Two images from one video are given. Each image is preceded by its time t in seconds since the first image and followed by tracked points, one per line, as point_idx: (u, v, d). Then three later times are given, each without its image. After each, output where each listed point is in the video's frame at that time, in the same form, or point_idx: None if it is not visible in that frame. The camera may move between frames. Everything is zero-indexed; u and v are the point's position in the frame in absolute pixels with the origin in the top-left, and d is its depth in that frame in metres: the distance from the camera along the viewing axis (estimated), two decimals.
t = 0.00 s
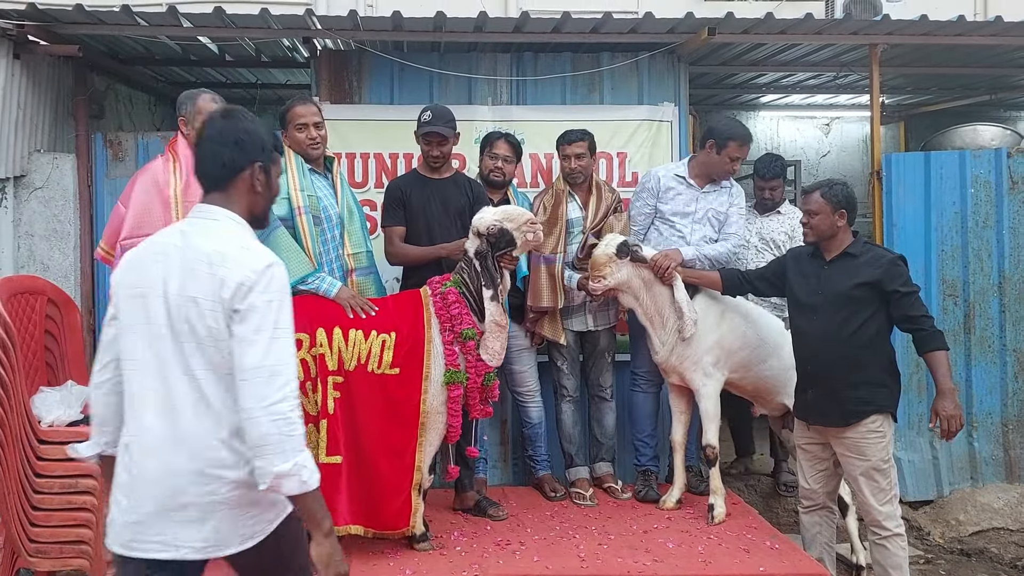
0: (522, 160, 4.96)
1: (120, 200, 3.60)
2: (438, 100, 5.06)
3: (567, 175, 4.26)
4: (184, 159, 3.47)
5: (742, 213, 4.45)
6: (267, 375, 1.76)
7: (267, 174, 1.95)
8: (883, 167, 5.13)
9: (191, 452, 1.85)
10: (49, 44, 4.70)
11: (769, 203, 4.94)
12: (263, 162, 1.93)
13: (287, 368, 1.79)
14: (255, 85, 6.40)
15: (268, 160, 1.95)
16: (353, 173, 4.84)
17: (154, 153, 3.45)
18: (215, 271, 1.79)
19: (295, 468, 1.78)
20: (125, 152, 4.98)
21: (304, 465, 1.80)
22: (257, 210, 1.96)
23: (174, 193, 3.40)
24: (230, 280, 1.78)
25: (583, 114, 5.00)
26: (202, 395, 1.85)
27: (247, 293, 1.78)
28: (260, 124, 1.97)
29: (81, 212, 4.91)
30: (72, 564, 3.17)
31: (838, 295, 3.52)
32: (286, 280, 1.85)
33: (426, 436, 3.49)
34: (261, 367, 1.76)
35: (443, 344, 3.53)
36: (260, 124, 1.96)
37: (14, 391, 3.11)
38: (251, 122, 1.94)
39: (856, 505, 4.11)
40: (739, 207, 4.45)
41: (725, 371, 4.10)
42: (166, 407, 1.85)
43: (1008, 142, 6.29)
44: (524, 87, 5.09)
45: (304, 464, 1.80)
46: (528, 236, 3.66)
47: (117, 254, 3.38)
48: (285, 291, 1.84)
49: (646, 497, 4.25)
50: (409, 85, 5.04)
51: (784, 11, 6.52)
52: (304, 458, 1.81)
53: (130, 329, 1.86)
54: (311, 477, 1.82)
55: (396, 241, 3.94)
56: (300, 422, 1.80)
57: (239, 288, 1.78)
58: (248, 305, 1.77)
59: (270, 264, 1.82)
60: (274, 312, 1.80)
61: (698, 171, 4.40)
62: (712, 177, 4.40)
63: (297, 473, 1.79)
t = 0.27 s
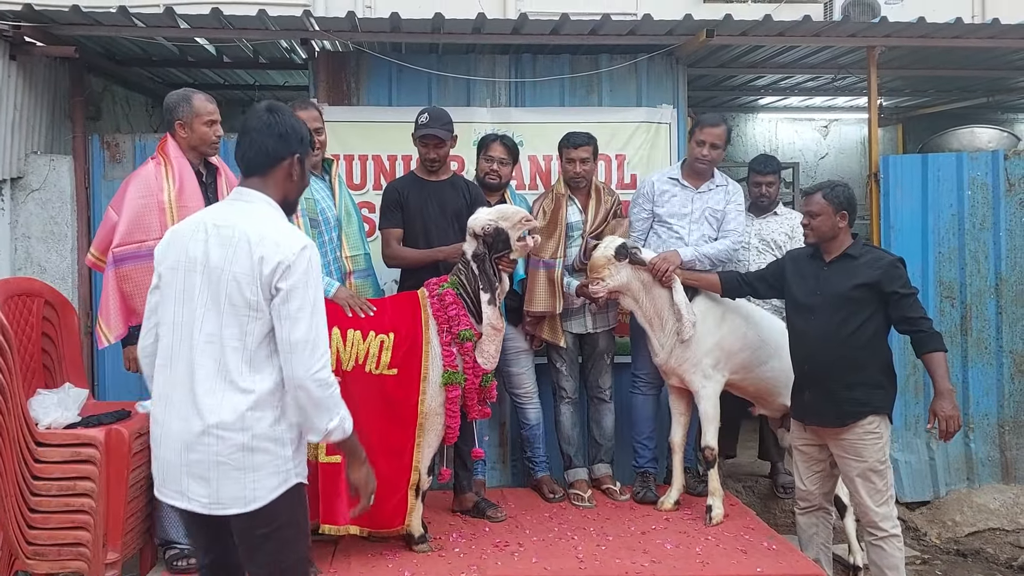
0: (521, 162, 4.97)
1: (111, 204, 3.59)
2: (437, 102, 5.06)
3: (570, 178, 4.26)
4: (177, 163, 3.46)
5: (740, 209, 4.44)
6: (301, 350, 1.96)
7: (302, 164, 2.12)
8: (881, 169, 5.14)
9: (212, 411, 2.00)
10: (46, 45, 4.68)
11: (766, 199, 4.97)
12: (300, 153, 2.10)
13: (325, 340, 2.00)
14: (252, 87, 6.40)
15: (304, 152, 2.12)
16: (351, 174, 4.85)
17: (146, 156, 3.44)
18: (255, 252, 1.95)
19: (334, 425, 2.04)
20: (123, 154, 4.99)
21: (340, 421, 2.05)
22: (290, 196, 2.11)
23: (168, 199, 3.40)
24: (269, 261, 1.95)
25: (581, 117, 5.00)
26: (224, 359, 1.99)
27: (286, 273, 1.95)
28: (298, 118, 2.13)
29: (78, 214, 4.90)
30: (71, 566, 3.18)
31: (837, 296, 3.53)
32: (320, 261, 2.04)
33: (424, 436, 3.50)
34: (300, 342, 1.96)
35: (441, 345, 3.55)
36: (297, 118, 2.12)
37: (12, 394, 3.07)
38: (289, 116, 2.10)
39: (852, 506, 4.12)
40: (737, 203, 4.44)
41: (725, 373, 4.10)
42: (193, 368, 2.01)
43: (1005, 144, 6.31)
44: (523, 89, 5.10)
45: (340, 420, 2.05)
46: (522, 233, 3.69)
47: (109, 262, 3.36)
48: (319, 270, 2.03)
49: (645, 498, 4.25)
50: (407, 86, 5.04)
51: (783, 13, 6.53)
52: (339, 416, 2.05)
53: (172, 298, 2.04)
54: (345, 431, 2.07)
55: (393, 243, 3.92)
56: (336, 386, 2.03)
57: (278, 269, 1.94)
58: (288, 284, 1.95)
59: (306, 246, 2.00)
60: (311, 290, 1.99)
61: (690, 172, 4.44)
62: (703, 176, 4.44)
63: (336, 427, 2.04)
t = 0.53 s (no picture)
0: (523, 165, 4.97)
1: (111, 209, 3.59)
2: (439, 105, 5.07)
3: (580, 182, 4.26)
4: (178, 170, 3.47)
5: (740, 209, 4.41)
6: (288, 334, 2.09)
7: (297, 160, 2.28)
8: (882, 172, 5.15)
9: (204, 390, 2.19)
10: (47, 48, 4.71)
11: (757, 194, 4.91)
12: (294, 149, 2.26)
13: (315, 323, 2.12)
14: (254, 89, 6.40)
15: (299, 148, 2.28)
16: (353, 177, 4.85)
17: (146, 161, 3.44)
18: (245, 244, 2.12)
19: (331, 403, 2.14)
20: (124, 156, 5.00)
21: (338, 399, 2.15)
22: (288, 191, 2.28)
23: (169, 206, 3.41)
24: (257, 252, 2.10)
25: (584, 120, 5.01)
26: (223, 346, 2.16)
27: (272, 262, 2.09)
28: (294, 117, 2.30)
29: (80, 216, 4.91)
30: (72, 569, 3.19)
31: (839, 298, 3.53)
32: (307, 250, 2.16)
33: (425, 439, 3.50)
34: (291, 328, 2.09)
35: (442, 348, 3.54)
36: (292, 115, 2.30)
37: (12, 396, 3.08)
38: (286, 116, 2.27)
39: (856, 509, 4.12)
40: (736, 203, 4.40)
41: (727, 376, 4.10)
42: (194, 354, 2.21)
43: (1006, 147, 6.31)
44: (525, 93, 5.11)
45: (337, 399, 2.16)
46: (520, 232, 3.71)
47: (109, 269, 3.36)
48: (307, 258, 2.15)
49: (646, 501, 4.25)
50: (409, 89, 5.05)
51: (785, 16, 6.54)
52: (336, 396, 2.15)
53: (180, 292, 2.26)
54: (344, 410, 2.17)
55: (393, 245, 3.93)
56: (331, 366, 2.14)
57: (264, 259, 2.10)
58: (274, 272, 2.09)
59: (291, 236, 2.14)
60: (297, 276, 2.11)
61: (686, 173, 4.47)
62: (700, 177, 4.47)
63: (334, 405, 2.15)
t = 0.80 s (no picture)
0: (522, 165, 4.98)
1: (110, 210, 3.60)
2: (438, 105, 5.07)
3: (585, 180, 4.26)
4: (178, 171, 3.47)
5: (736, 207, 4.41)
6: (235, 329, 2.15)
7: (269, 167, 2.34)
8: (881, 173, 5.15)
9: (188, 388, 2.32)
10: (47, 49, 4.71)
11: (756, 194, 4.92)
12: (266, 156, 2.32)
13: (255, 323, 2.16)
14: (254, 90, 6.41)
15: (273, 156, 2.34)
16: (352, 178, 4.86)
17: (145, 162, 3.45)
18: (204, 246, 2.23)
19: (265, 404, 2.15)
20: (124, 157, 5.02)
21: (272, 402, 2.15)
22: (265, 196, 2.36)
23: (169, 208, 3.42)
24: (209, 254, 2.21)
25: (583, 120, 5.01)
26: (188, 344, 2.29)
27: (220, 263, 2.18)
28: (271, 125, 2.36)
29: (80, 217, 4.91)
30: (72, 568, 3.20)
31: (838, 298, 3.53)
32: (259, 252, 2.21)
33: (424, 438, 3.51)
34: (230, 326, 2.15)
35: (441, 347, 3.55)
36: (269, 124, 2.35)
37: (12, 395, 3.09)
38: (260, 125, 2.33)
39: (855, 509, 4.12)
40: (731, 201, 4.41)
41: (727, 376, 4.10)
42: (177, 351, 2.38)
43: (1005, 148, 6.32)
44: (524, 93, 5.11)
45: (274, 401, 2.15)
46: (519, 232, 3.70)
47: (109, 269, 3.36)
48: (258, 260, 2.20)
49: (645, 502, 4.24)
50: (408, 89, 5.05)
51: (784, 16, 6.55)
52: (271, 398, 2.16)
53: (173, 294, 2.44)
54: (283, 412, 2.16)
55: (390, 245, 3.93)
56: (267, 367, 2.16)
57: (214, 260, 2.19)
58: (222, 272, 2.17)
59: (244, 239, 2.20)
60: (242, 277, 2.17)
61: (679, 173, 4.48)
62: (693, 176, 4.47)
63: (266, 407, 2.15)
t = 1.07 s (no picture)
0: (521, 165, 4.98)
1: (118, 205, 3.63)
2: (437, 105, 5.08)
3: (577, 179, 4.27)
4: (183, 170, 3.49)
5: (735, 205, 4.43)
6: (172, 308, 2.30)
7: (228, 161, 2.52)
8: (880, 173, 5.16)
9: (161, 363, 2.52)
10: (48, 49, 4.72)
11: (768, 193, 4.88)
12: (223, 150, 2.51)
13: (184, 306, 2.29)
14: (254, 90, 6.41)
15: (230, 150, 2.50)
16: (352, 177, 4.87)
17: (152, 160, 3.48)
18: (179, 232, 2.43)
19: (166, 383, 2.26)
20: (125, 156, 5.00)
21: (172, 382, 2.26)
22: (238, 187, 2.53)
23: (173, 203, 3.41)
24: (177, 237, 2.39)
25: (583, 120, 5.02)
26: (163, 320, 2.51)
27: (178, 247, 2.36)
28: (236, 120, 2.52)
29: (80, 217, 4.92)
30: (72, 568, 3.20)
31: (839, 298, 3.53)
32: (213, 241, 2.34)
33: (424, 438, 3.51)
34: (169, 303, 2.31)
35: (442, 347, 3.55)
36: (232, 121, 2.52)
37: (12, 395, 3.11)
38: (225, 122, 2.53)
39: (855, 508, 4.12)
40: (730, 200, 4.43)
41: (727, 376, 4.11)
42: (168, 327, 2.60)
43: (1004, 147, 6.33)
44: (524, 93, 5.12)
45: (175, 382, 2.26)
46: (521, 231, 3.70)
47: (108, 260, 3.37)
48: (207, 248, 2.33)
49: (644, 502, 4.24)
50: (408, 88, 5.06)
51: (784, 16, 6.55)
52: (177, 378, 2.27)
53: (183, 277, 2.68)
54: (178, 395, 2.26)
55: (387, 245, 3.96)
56: (180, 348, 2.27)
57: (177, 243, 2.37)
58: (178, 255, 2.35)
59: (202, 227, 2.35)
60: (188, 262, 2.32)
61: (675, 173, 4.48)
62: (688, 176, 4.47)
63: (165, 387, 2.26)
